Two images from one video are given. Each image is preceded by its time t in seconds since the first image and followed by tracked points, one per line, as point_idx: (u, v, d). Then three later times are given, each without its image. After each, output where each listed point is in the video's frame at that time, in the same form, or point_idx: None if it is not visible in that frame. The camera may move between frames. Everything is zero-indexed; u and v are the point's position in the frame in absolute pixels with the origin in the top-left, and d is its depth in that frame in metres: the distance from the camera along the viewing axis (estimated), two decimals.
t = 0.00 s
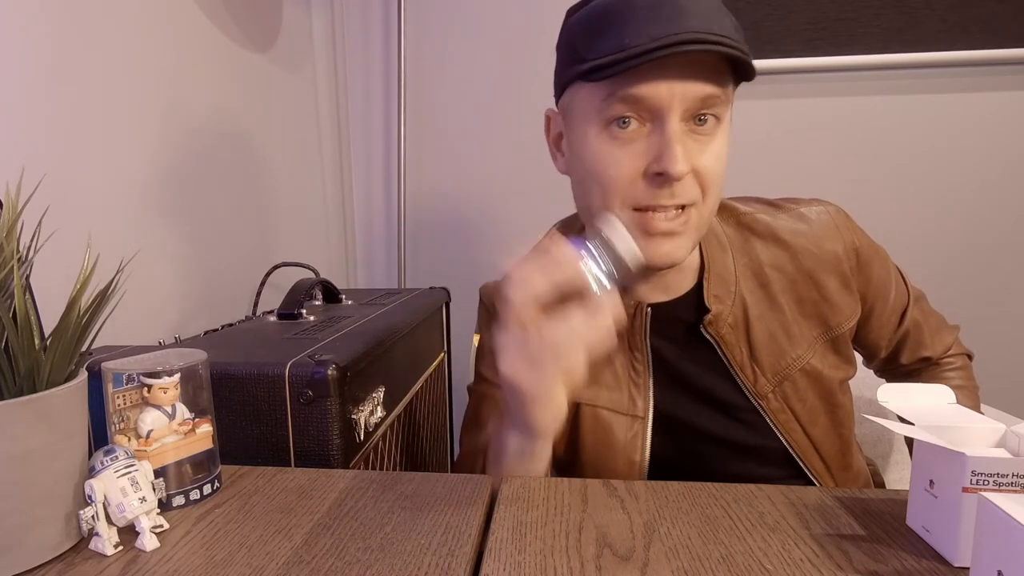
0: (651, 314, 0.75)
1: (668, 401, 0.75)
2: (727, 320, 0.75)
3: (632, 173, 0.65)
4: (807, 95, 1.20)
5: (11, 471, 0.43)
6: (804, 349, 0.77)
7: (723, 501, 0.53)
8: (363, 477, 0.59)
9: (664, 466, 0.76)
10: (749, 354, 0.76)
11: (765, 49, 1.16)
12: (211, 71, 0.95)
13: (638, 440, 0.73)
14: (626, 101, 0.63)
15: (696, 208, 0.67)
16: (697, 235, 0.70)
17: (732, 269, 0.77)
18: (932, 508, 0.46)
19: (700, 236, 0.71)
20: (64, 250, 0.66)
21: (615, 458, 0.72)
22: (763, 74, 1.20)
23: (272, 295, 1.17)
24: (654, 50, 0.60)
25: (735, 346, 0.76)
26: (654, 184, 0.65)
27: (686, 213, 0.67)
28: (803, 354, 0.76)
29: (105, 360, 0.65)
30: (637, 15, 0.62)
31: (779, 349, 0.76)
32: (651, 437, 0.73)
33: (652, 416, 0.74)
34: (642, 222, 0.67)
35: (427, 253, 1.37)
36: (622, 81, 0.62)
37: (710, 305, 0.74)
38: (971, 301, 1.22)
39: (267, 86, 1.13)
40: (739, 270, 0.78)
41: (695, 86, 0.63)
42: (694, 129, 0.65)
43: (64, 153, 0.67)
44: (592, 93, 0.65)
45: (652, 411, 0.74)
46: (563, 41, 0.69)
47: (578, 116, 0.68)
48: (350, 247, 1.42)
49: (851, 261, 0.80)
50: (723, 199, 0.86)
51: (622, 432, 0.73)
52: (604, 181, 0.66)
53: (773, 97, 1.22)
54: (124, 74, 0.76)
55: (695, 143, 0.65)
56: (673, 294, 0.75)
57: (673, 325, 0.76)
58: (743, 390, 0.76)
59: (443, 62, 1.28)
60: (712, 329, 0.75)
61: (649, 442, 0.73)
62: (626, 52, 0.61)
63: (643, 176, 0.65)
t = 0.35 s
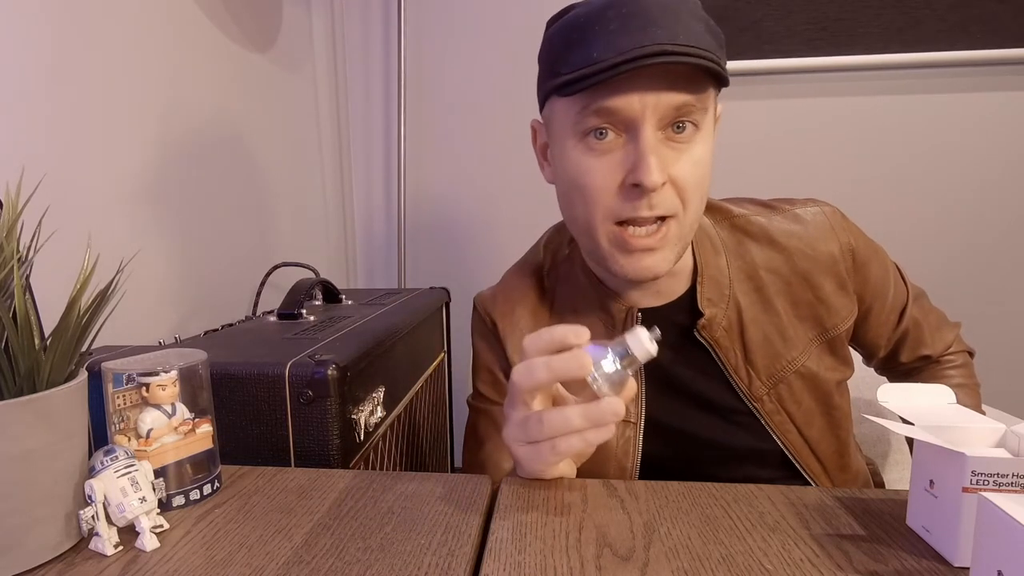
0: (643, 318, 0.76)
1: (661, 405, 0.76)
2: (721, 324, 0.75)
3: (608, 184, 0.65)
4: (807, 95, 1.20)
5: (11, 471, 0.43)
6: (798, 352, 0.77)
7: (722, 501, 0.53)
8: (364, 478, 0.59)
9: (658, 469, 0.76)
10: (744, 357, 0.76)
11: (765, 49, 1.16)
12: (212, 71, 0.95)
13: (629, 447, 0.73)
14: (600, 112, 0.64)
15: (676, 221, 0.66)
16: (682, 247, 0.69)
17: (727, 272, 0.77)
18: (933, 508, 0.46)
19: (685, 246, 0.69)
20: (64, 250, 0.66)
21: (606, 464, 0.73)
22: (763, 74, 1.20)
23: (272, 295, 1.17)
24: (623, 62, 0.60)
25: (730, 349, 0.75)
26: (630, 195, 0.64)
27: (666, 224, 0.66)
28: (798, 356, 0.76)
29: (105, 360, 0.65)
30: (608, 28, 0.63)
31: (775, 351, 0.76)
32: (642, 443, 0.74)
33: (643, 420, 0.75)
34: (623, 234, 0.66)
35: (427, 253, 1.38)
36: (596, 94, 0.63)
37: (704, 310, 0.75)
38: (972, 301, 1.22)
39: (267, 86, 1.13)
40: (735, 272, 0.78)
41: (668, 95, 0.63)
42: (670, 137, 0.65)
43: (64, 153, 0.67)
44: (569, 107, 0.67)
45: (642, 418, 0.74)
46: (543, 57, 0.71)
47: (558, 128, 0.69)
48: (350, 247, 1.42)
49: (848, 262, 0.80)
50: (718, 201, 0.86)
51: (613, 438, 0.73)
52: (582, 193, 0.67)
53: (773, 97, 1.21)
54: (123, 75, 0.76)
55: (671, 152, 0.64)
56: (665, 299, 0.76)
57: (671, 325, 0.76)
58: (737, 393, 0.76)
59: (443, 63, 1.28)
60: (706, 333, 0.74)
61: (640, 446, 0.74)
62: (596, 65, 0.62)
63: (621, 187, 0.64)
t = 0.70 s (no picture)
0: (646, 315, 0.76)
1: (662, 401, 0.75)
2: (723, 317, 0.75)
3: (611, 173, 0.65)
4: (807, 95, 1.20)
5: (11, 471, 0.43)
6: (800, 346, 0.77)
7: (723, 501, 0.53)
8: (363, 478, 0.59)
9: (661, 468, 0.76)
10: (745, 352, 0.76)
11: (765, 49, 1.16)
12: (212, 71, 0.95)
13: (632, 445, 0.73)
14: (603, 101, 0.64)
15: (679, 209, 0.66)
16: (685, 237, 0.69)
17: (728, 267, 0.77)
18: (933, 508, 0.46)
19: (688, 237, 0.69)
20: (64, 250, 0.66)
21: (610, 462, 0.72)
22: (763, 74, 1.19)
23: (272, 295, 1.17)
24: (624, 49, 0.60)
25: (732, 344, 0.75)
26: (634, 183, 0.64)
27: (670, 213, 0.65)
28: (799, 351, 0.76)
29: (105, 360, 0.65)
30: (610, 17, 0.63)
31: (775, 347, 0.76)
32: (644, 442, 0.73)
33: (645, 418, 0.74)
34: (626, 224, 0.66)
35: (427, 253, 1.38)
36: (599, 82, 0.63)
37: (704, 304, 0.75)
38: (973, 302, 1.22)
39: (267, 86, 1.13)
40: (736, 267, 0.78)
41: (670, 82, 0.63)
42: (673, 126, 0.65)
43: (65, 153, 0.67)
44: (573, 97, 0.67)
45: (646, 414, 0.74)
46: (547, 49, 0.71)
47: (561, 119, 0.69)
48: (351, 247, 1.42)
49: (848, 259, 0.81)
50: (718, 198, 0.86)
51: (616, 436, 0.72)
52: (585, 183, 0.67)
53: (773, 97, 1.21)
54: (122, 74, 0.76)
55: (674, 140, 0.64)
56: (666, 294, 0.76)
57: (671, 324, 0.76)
58: (739, 389, 0.76)
59: (442, 62, 1.28)
60: (708, 327, 0.74)
61: (642, 445, 0.73)
62: (599, 53, 0.62)
63: (623, 176, 0.64)
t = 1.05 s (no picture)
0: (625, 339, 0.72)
1: (645, 429, 0.71)
2: (703, 336, 0.72)
3: (612, 189, 0.61)
4: (796, 99, 1.16)
5: None
6: (785, 365, 0.73)
7: (703, 532, 0.45)
8: (325, 503, 0.50)
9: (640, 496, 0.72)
10: (726, 373, 0.72)
11: (752, 51, 1.12)
12: (159, 74, 0.93)
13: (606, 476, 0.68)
14: (600, 114, 0.60)
15: (681, 224, 0.63)
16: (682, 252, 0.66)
17: (708, 284, 0.74)
18: (926, 540, 0.40)
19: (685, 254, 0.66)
20: (5, 266, 0.65)
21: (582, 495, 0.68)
22: (749, 78, 1.16)
23: (227, 311, 1.14)
24: (628, 60, 0.56)
25: (713, 363, 0.72)
26: (637, 199, 0.60)
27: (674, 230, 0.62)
28: (784, 371, 0.73)
29: (47, 383, 0.55)
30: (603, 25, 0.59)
31: (758, 365, 0.73)
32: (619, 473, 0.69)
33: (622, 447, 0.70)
34: (625, 244, 0.62)
35: (397, 266, 1.33)
36: (595, 95, 0.59)
37: (684, 321, 0.71)
38: (963, 315, 1.18)
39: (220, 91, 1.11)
40: (716, 285, 0.75)
41: (671, 92, 0.60)
42: (673, 137, 0.61)
43: None
44: (560, 112, 0.62)
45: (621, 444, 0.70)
46: (518, 63, 0.66)
47: (547, 136, 0.64)
48: (311, 259, 1.38)
49: (834, 271, 0.77)
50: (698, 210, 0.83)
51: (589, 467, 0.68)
52: (582, 202, 0.62)
53: (760, 101, 1.17)
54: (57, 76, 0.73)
55: (677, 153, 0.61)
56: (647, 312, 0.72)
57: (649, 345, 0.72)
58: (721, 412, 0.72)
59: (415, 68, 1.25)
60: (688, 346, 0.71)
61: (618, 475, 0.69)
62: (596, 64, 0.57)
63: (625, 191, 0.61)
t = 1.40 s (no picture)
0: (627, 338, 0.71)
1: (645, 429, 0.71)
2: (706, 334, 0.72)
3: (612, 179, 0.60)
4: (795, 99, 1.16)
5: None
6: (788, 364, 0.74)
7: (704, 533, 0.45)
8: (325, 503, 0.50)
9: (641, 497, 0.71)
10: (729, 371, 0.72)
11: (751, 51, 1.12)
12: (160, 74, 0.93)
13: (610, 469, 0.70)
14: (605, 103, 0.60)
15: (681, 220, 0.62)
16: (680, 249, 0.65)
17: (711, 283, 0.75)
18: (926, 540, 0.40)
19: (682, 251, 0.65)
20: (5, 266, 0.66)
21: (585, 489, 0.69)
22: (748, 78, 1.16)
23: (227, 311, 1.14)
24: (636, 55, 0.57)
25: (715, 361, 0.72)
26: (637, 191, 0.60)
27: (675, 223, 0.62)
28: (787, 369, 0.73)
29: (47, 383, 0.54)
30: (615, 18, 0.59)
31: (760, 364, 0.73)
32: (623, 466, 0.70)
33: (624, 443, 0.70)
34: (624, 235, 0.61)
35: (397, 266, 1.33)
36: (602, 84, 0.59)
37: (688, 318, 0.71)
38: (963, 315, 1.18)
39: (220, 90, 1.11)
40: (719, 283, 0.75)
41: (678, 87, 0.60)
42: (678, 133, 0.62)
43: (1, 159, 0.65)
44: (567, 99, 0.62)
45: (625, 438, 0.71)
46: (528, 49, 0.66)
47: (551, 122, 0.63)
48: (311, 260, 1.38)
49: (839, 270, 0.77)
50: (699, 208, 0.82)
51: (593, 460, 0.69)
52: (582, 190, 0.61)
53: (759, 101, 1.17)
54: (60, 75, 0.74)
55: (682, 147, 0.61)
56: (649, 307, 0.72)
57: (649, 345, 0.72)
58: (723, 410, 0.72)
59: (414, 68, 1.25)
60: (690, 343, 0.71)
61: (620, 471, 0.70)
62: (605, 55, 0.58)
63: (626, 182, 0.60)
